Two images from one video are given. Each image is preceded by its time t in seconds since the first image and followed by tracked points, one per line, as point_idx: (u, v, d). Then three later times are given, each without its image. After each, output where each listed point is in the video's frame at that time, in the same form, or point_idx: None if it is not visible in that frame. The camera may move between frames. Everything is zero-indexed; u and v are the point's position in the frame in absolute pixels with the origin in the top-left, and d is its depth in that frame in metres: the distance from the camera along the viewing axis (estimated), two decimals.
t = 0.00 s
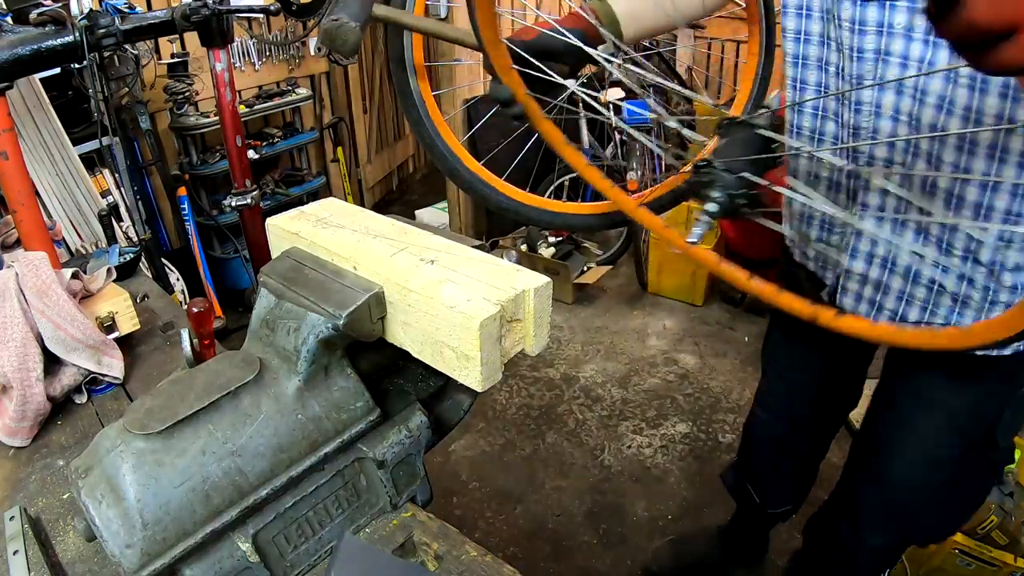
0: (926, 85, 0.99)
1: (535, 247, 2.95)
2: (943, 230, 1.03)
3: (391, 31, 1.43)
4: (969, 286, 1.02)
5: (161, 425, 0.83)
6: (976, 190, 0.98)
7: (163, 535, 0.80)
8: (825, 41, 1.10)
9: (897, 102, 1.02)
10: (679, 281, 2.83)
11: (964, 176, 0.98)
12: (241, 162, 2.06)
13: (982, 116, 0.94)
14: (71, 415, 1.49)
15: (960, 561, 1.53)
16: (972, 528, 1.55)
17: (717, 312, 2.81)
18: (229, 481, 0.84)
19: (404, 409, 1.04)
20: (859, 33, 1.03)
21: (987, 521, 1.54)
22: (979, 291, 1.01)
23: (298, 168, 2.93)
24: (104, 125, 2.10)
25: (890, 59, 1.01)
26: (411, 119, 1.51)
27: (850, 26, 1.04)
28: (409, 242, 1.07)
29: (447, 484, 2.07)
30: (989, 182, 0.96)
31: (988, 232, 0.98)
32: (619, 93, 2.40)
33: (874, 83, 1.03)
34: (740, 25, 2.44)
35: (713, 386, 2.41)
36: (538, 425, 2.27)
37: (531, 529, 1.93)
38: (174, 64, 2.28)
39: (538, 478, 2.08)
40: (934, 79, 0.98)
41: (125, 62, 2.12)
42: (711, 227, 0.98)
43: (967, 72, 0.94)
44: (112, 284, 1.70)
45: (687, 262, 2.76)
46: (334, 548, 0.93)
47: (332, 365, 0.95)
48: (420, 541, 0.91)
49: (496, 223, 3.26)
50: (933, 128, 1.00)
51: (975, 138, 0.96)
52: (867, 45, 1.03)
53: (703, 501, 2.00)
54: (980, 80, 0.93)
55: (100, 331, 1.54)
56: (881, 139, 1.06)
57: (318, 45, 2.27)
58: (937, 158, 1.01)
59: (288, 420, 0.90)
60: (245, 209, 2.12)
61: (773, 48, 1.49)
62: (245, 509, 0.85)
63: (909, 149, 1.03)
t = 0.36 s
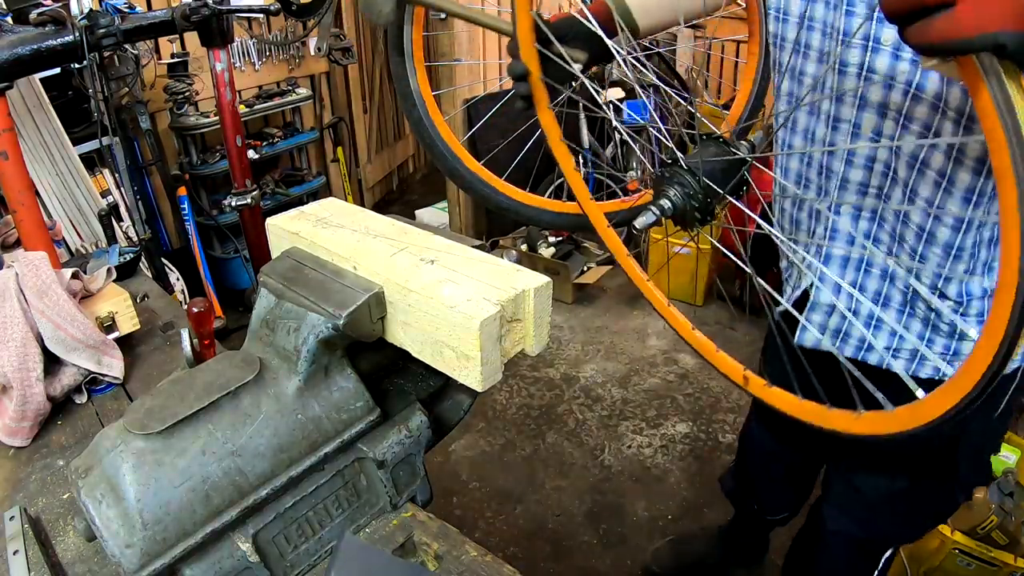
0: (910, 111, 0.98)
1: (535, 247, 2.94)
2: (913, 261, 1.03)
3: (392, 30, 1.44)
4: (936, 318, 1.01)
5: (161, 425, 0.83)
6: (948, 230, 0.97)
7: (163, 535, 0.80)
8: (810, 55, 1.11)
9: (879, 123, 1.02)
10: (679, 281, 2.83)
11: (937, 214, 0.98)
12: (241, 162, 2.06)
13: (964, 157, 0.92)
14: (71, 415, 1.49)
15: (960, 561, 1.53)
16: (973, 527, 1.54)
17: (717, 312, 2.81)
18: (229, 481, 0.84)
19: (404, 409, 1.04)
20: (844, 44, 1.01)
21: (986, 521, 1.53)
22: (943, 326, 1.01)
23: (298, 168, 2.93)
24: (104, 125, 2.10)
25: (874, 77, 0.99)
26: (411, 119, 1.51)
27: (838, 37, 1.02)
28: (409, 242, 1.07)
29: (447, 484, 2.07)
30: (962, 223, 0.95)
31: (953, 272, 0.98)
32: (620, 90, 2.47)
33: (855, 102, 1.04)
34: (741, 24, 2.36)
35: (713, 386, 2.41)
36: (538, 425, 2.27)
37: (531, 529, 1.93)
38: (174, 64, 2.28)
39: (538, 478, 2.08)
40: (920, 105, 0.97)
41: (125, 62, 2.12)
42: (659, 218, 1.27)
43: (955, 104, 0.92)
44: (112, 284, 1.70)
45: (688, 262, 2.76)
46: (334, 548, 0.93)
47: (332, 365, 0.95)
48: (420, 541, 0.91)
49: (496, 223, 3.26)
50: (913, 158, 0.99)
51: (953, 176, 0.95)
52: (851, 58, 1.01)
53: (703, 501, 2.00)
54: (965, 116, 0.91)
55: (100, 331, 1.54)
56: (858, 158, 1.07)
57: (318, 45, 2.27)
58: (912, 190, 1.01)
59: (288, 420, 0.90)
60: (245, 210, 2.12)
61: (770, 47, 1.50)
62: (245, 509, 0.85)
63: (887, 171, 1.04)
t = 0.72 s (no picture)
0: (892, 127, 0.93)
1: (535, 247, 2.94)
2: (901, 281, 0.99)
3: (392, 30, 1.43)
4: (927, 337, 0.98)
5: (161, 425, 0.83)
6: (940, 249, 0.92)
7: (163, 535, 0.80)
8: (796, 64, 1.08)
9: (858, 140, 0.98)
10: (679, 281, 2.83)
11: (928, 233, 0.93)
12: (241, 162, 2.07)
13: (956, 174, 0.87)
14: (71, 415, 1.49)
15: (960, 561, 1.53)
16: (972, 527, 1.55)
17: (717, 312, 2.82)
18: (229, 481, 0.84)
19: (404, 409, 1.04)
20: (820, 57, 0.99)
21: (986, 521, 1.54)
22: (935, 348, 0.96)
23: (297, 168, 2.93)
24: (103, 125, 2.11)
25: (852, 91, 0.95)
26: (411, 119, 1.51)
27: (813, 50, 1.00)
28: (409, 242, 1.07)
29: (447, 484, 2.07)
30: (955, 243, 0.90)
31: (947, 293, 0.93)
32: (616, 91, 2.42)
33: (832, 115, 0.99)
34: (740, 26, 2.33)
35: (713, 386, 2.41)
36: (538, 425, 2.27)
37: (531, 529, 1.93)
38: (174, 64, 2.28)
39: (538, 478, 2.08)
40: (904, 119, 0.91)
41: (125, 62, 2.12)
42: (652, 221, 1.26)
43: (943, 120, 0.86)
44: (112, 284, 1.70)
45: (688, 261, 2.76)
46: (334, 548, 0.93)
47: (331, 364, 0.95)
48: (420, 541, 0.91)
49: (496, 222, 3.26)
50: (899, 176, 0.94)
51: (944, 195, 0.90)
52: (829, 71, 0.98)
53: (703, 501, 2.00)
54: (955, 132, 0.86)
55: (100, 331, 1.54)
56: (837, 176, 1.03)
57: (318, 45, 2.27)
58: (899, 209, 0.96)
59: (288, 420, 0.90)
60: (245, 210, 2.12)
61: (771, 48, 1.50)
62: (245, 509, 0.85)
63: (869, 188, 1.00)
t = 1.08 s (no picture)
0: (869, 89, 0.90)
1: (535, 247, 2.94)
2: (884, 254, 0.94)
3: (392, 30, 1.43)
4: (911, 314, 0.93)
5: (161, 425, 0.83)
6: (920, 214, 0.87)
7: (163, 535, 0.80)
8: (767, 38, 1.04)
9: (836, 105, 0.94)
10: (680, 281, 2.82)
11: (906, 198, 0.88)
12: (241, 162, 2.06)
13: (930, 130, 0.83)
14: (71, 415, 1.49)
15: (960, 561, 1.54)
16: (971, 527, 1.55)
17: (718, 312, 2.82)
18: (229, 481, 0.84)
19: (404, 409, 1.04)
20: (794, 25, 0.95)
21: (985, 521, 1.54)
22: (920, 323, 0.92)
23: (297, 168, 2.93)
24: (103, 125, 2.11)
25: (829, 55, 0.92)
26: (411, 119, 1.51)
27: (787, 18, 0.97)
28: (409, 242, 1.07)
29: (447, 484, 2.07)
30: (933, 206, 0.85)
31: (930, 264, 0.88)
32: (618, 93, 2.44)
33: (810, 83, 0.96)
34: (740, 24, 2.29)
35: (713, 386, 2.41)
36: (538, 425, 2.27)
37: (531, 529, 1.93)
38: (174, 64, 2.27)
39: (538, 478, 2.08)
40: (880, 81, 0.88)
41: (125, 62, 2.11)
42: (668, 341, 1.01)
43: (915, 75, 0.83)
44: (112, 284, 1.70)
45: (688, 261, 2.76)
46: (334, 548, 0.93)
47: (332, 364, 0.95)
48: (420, 541, 0.91)
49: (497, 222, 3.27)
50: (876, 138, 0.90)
51: (920, 155, 0.85)
52: (805, 39, 0.94)
53: (703, 501, 2.00)
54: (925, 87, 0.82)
55: (100, 331, 1.54)
56: (816, 147, 0.98)
57: (318, 45, 2.27)
58: (877, 173, 0.91)
59: (289, 420, 0.90)
60: (246, 210, 2.13)
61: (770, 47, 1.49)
62: (245, 508, 0.85)
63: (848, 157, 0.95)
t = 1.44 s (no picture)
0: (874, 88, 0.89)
1: (535, 247, 2.94)
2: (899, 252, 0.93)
3: (392, 30, 1.43)
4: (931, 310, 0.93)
5: (161, 425, 0.83)
6: (936, 209, 0.87)
7: (163, 534, 0.80)
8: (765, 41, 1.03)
9: (845, 108, 0.94)
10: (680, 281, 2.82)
11: (921, 193, 0.87)
12: (241, 161, 2.06)
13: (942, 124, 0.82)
14: (71, 415, 1.49)
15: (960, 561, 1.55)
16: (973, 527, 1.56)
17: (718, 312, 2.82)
18: (229, 481, 0.84)
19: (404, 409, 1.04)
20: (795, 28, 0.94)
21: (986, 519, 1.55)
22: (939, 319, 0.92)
23: (297, 168, 2.93)
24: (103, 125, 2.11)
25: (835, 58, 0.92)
26: (411, 119, 1.51)
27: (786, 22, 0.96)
28: (410, 242, 1.06)
29: (447, 484, 2.07)
30: (951, 199, 0.85)
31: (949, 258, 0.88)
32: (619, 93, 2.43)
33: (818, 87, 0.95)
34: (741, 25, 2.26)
35: (713, 386, 2.41)
36: (538, 425, 2.27)
37: (531, 529, 1.93)
38: (174, 64, 2.27)
39: (538, 478, 2.08)
40: (885, 78, 0.87)
41: (125, 62, 2.11)
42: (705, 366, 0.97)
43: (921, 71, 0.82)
44: (112, 283, 1.70)
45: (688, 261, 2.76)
46: (334, 548, 0.93)
47: (332, 364, 0.94)
48: (420, 541, 0.91)
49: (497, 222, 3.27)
50: (885, 138, 0.89)
51: (932, 148, 0.84)
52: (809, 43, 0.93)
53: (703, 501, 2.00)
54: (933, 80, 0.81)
55: (100, 331, 1.54)
56: (828, 149, 0.98)
57: (318, 45, 2.26)
58: (890, 171, 0.91)
59: (288, 420, 0.90)
60: (246, 210, 2.13)
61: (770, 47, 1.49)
62: (245, 508, 0.85)
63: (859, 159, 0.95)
